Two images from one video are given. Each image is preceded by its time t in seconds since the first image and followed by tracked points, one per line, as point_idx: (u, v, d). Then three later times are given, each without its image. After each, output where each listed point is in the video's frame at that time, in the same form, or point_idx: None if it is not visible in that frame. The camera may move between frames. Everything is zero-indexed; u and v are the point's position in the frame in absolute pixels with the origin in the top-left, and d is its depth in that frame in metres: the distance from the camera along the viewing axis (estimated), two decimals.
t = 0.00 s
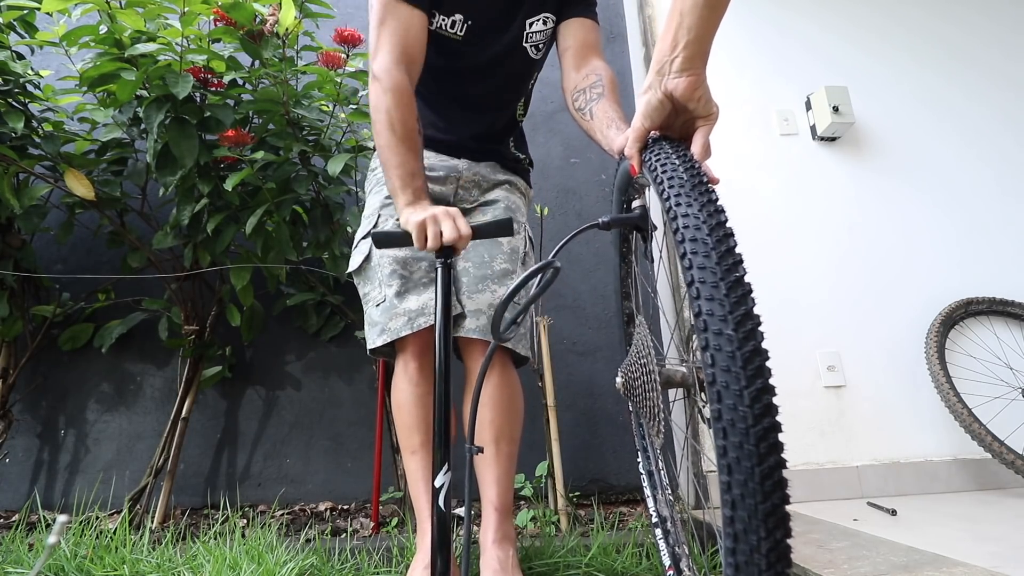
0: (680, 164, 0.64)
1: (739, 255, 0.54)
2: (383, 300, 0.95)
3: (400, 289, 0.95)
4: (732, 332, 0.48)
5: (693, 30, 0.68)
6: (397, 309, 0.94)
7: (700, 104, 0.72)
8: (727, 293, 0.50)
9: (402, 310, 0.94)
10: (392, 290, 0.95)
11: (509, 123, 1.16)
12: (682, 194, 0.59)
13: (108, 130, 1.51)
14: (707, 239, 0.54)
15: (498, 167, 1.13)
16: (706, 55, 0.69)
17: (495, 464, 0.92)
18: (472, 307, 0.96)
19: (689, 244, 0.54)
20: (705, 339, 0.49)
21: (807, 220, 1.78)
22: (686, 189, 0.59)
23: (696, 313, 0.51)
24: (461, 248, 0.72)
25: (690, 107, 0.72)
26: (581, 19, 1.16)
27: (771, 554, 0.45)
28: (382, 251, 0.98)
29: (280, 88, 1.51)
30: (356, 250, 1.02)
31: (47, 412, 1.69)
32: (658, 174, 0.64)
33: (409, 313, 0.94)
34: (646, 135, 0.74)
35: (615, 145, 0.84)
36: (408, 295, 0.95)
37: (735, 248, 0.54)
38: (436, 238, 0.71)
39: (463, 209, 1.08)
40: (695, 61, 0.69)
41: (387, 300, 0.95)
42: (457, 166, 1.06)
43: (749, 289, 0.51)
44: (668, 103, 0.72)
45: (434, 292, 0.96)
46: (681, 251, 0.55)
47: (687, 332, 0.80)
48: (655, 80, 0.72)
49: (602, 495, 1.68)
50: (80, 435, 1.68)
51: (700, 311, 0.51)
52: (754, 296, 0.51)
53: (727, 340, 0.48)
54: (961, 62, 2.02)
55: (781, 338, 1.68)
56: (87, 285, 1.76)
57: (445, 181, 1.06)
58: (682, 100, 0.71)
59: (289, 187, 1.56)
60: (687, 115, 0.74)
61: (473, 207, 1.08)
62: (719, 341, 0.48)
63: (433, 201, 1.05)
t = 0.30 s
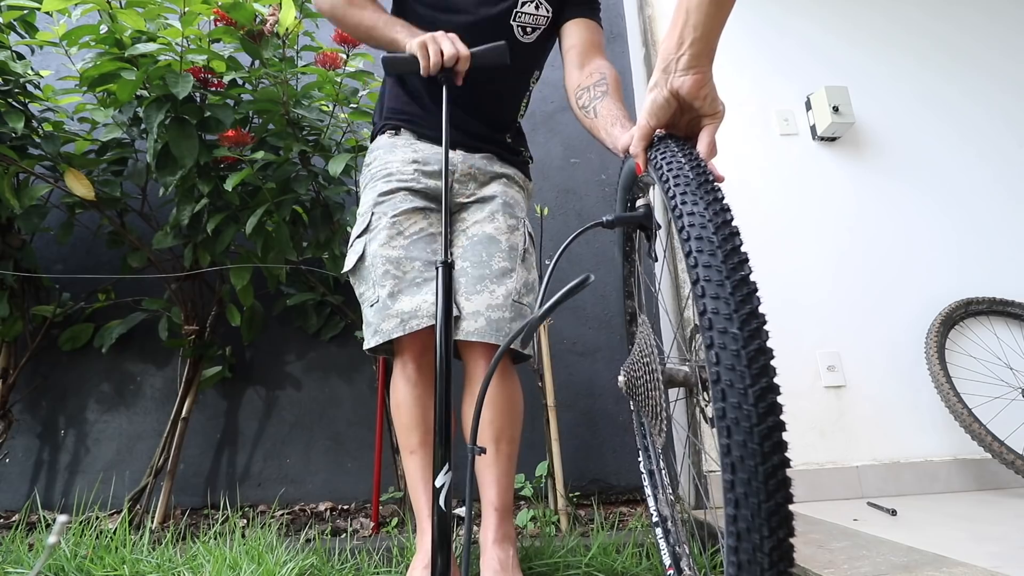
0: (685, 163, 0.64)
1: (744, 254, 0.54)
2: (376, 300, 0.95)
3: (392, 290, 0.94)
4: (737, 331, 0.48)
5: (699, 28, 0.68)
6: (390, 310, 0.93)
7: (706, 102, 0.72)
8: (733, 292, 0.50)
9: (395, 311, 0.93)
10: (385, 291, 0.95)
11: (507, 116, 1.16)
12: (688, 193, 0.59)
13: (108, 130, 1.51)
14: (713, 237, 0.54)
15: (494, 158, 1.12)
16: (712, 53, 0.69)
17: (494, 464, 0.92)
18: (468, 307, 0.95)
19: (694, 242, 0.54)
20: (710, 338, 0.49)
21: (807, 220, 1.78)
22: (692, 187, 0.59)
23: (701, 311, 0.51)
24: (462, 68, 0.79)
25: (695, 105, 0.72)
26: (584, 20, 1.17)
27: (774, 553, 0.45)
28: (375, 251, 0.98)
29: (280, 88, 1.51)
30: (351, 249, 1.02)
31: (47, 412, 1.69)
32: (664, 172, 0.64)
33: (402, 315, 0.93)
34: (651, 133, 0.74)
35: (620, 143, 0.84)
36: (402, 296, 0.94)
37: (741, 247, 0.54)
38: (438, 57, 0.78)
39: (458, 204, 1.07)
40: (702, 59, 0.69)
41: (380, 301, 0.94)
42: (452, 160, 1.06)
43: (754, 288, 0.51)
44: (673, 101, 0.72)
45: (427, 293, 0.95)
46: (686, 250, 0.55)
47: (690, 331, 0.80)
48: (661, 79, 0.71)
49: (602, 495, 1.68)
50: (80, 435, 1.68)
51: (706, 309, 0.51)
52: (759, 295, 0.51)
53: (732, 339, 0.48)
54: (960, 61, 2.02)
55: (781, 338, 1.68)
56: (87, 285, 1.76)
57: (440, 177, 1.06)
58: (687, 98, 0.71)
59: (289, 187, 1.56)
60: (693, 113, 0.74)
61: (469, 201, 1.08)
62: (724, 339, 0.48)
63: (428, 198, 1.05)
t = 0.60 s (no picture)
0: (677, 165, 0.64)
1: (736, 254, 0.54)
2: (381, 300, 0.95)
3: (398, 290, 0.95)
4: (730, 331, 0.48)
5: (690, 30, 0.68)
6: (396, 310, 0.94)
7: (697, 105, 0.72)
8: (725, 292, 0.50)
9: (401, 310, 0.94)
10: (390, 290, 0.95)
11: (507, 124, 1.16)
12: (680, 194, 0.59)
13: (108, 130, 1.51)
14: (704, 238, 0.54)
15: (496, 167, 1.13)
16: (703, 55, 0.69)
17: (494, 464, 0.92)
18: (468, 306, 0.95)
19: (685, 243, 0.55)
20: (702, 338, 0.49)
21: (806, 220, 1.78)
22: (683, 189, 0.59)
23: (693, 312, 0.51)
24: (457, 252, 0.71)
25: (687, 107, 0.72)
26: (581, 21, 1.16)
27: (770, 552, 0.45)
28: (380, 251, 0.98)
29: (280, 88, 1.51)
30: (354, 250, 1.02)
31: (47, 411, 1.69)
32: (655, 175, 0.64)
33: (407, 314, 0.93)
34: (643, 135, 0.74)
35: (613, 146, 0.84)
36: (407, 296, 0.95)
37: (732, 248, 0.54)
38: (434, 241, 0.70)
39: (460, 209, 1.07)
40: (693, 61, 0.69)
41: (386, 300, 0.95)
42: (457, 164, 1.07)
43: (746, 288, 0.51)
44: (665, 104, 0.72)
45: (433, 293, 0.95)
46: (678, 251, 0.55)
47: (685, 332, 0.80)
48: (653, 80, 0.71)
49: (602, 495, 1.68)
50: (80, 435, 1.68)
51: (698, 310, 0.51)
52: (752, 295, 0.51)
53: (725, 339, 0.48)
54: (960, 62, 2.02)
55: (781, 338, 1.68)
56: (87, 286, 1.76)
57: (445, 181, 1.06)
58: (679, 100, 0.71)
59: (289, 187, 1.56)
60: (684, 116, 0.74)
61: (471, 206, 1.08)
62: (716, 339, 0.48)
63: (432, 200, 1.06)
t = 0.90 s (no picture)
0: (677, 164, 0.64)
1: (736, 254, 0.54)
2: (378, 301, 0.95)
3: (394, 291, 0.94)
4: (729, 330, 0.48)
5: (690, 30, 0.68)
6: (392, 311, 0.93)
7: (697, 104, 0.72)
8: (724, 292, 0.50)
9: (396, 312, 0.93)
10: (386, 292, 0.95)
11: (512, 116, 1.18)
12: (679, 194, 0.59)
13: (108, 130, 1.51)
14: (704, 238, 0.54)
15: (496, 159, 1.12)
16: (703, 54, 0.69)
17: (494, 464, 0.92)
18: (468, 307, 0.95)
19: (685, 243, 0.55)
20: (702, 338, 0.49)
21: (806, 220, 1.79)
22: (683, 188, 0.59)
23: (692, 312, 0.51)
24: (465, 73, 0.77)
25: (687, 106, 0.72)
26: (584, 17, 1.16)
27: (769, 552, 0.45)
28: (377, 252, 0.97)
29: (280, 88, 1.51)
30: (352, 251, 1.02)
31: (47, 411, 1.69)
32: (655, 174, 0.64)
33: (403, 316, 0.93)
34: (642, 135, 0.74)
35: (613, 145, 0.84)
36: (402, 297, 0.94)
37: (732, 247, 0.54)
38: (441, 62, 0.77)
39: (459, 205, 1.07)
40: (693, 60, 0.69)
41: (382, 302, 0.94)
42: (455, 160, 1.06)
43: (746, 287, 0.51)
44: (665, 103, 0.72)
45: (429, 294, 0.95)
46: (678, 251, 0.55)
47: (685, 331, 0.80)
48: (653, 80, 0.71)
49: (602, 495, 1.68)
50: (80, 436, 1.68)
51: (698, 310, 0.51)
52: (751, 294, 0.51)
53: (724, 339, 0.48)
54: (960, 61, 2.02)
55: (781, 338, 1.68)
56: (87, 286, 1.76)
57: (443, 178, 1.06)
58: (679, 100, 0.71)
59: (289, 187, 1.55)
60: (684, 115, 0.74)
61: (471, 202, 1.07)
62: (716, 339, 0.48)
63: (429, 199, 1.05)
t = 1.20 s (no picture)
0: (678, 164, 0.64)
1: (737, 255, 0.54)
2: (381, 303, 0.95)
3: (396, 292, 0.95)
4: (731, 332, 0.48)
5: (691, 30, 0.68)
6: (395, 312, 0.94)
7: (698, 104, 0.72)
8: (726, 292, 0.50)
9: (399, 312, 0.94)
10: (389, 293, 0.95)
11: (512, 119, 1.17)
12: (681, 194, 0.59)
13: (108, 130, 1.51)
14: (705, 238, 0.54)
15: (498, 164, 1.13)
16: (705, 54, 0.69)
17: (494, 464, 0.92)
18: (468, 307, 0.96)
19: (687, 243, 0.54)
20: (703, 339, 0.49)
21: (806, 220, 1.79)
22: (684, 188, 0.59)
23: (694, 313, 0.51)
24: (457, 244, 0.71)
25: (688, 106, 0.72)
26: (584, 13, 1.16)
27: (770, 554, 0.45)
28: (379, 254, 0.98)
29: (280, 88, 1.51)
30: (356, 253, 1.03)
31: (47, 411, 1.69)
32: (657, 174, 0.64)
33: (406, 316, 0.93)
34: (644, 135, 0.74)
35: (613, 146, 0.84)
36: (405, 298, 0.95)
37: (733, 248, 0.54)
38: (432, 235, 0.71)
39: (461, 208, 1.08)
40: (694, 60, 0.69)
41: (385, 303, 0.95)
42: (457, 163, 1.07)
43: (747, 288, 0.51)
44: (666, 103, 0.72)
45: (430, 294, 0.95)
46: (679, 251, 0.55)
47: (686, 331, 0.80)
48: (654, 81, 0.71)
49: (602, 495, 1.68)
50: (80, 435, 1.68)
51: (699, 310, 0.51)
52: (752, 296, 0.51)
53: (725, 340, 0.48)
54: (960, 61, 2.02)
55: (780, 338, 1.68)
56: (87, 285, 1.76)
57: (444, 182, 1.07)
58: (680, 100, 0.71)
59: (289, 187, 1.55)
60: (685, 115, 0.74)
61: (472, 204, 1.08)
62: (717, 340, 0.48)
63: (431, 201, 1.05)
